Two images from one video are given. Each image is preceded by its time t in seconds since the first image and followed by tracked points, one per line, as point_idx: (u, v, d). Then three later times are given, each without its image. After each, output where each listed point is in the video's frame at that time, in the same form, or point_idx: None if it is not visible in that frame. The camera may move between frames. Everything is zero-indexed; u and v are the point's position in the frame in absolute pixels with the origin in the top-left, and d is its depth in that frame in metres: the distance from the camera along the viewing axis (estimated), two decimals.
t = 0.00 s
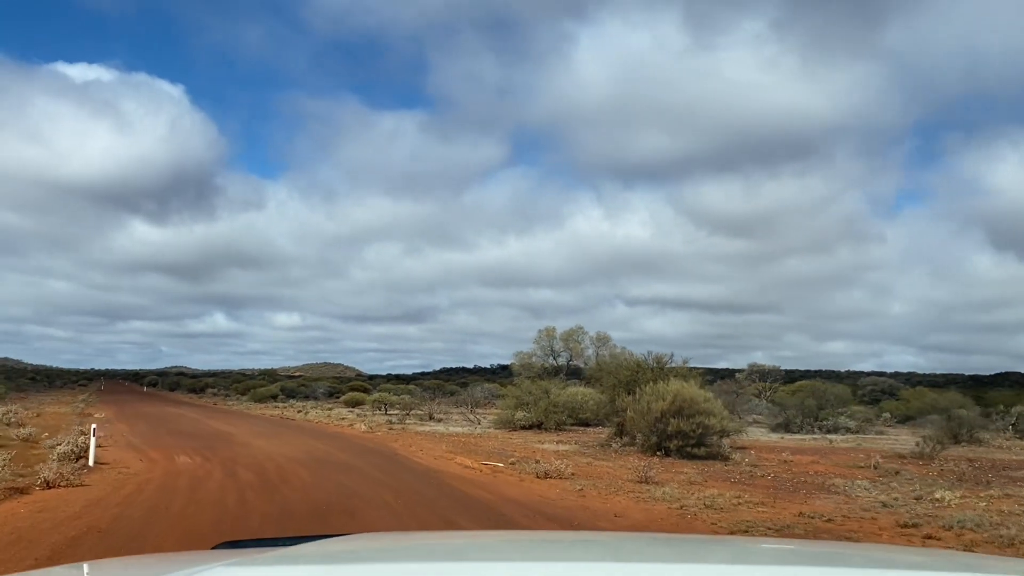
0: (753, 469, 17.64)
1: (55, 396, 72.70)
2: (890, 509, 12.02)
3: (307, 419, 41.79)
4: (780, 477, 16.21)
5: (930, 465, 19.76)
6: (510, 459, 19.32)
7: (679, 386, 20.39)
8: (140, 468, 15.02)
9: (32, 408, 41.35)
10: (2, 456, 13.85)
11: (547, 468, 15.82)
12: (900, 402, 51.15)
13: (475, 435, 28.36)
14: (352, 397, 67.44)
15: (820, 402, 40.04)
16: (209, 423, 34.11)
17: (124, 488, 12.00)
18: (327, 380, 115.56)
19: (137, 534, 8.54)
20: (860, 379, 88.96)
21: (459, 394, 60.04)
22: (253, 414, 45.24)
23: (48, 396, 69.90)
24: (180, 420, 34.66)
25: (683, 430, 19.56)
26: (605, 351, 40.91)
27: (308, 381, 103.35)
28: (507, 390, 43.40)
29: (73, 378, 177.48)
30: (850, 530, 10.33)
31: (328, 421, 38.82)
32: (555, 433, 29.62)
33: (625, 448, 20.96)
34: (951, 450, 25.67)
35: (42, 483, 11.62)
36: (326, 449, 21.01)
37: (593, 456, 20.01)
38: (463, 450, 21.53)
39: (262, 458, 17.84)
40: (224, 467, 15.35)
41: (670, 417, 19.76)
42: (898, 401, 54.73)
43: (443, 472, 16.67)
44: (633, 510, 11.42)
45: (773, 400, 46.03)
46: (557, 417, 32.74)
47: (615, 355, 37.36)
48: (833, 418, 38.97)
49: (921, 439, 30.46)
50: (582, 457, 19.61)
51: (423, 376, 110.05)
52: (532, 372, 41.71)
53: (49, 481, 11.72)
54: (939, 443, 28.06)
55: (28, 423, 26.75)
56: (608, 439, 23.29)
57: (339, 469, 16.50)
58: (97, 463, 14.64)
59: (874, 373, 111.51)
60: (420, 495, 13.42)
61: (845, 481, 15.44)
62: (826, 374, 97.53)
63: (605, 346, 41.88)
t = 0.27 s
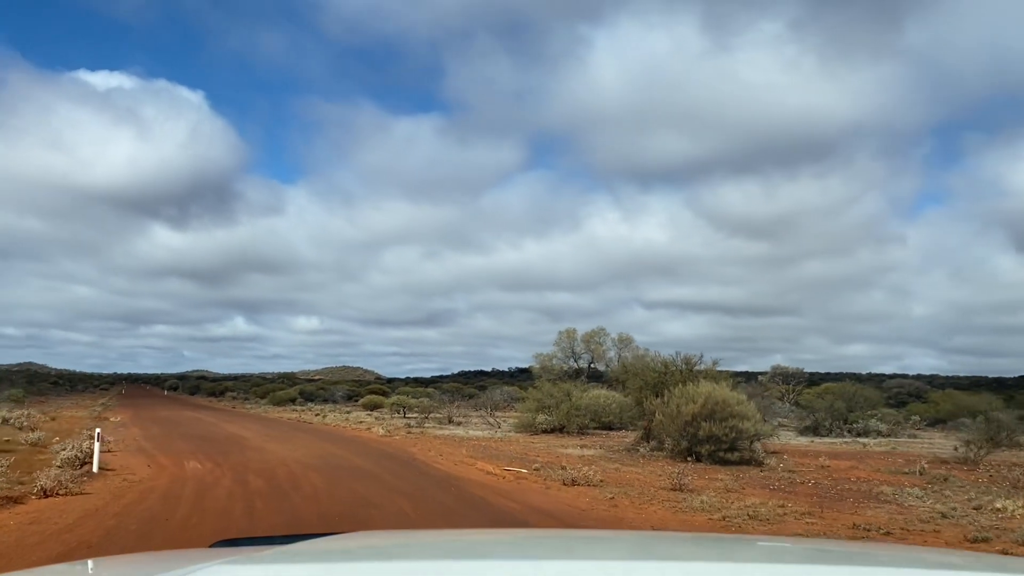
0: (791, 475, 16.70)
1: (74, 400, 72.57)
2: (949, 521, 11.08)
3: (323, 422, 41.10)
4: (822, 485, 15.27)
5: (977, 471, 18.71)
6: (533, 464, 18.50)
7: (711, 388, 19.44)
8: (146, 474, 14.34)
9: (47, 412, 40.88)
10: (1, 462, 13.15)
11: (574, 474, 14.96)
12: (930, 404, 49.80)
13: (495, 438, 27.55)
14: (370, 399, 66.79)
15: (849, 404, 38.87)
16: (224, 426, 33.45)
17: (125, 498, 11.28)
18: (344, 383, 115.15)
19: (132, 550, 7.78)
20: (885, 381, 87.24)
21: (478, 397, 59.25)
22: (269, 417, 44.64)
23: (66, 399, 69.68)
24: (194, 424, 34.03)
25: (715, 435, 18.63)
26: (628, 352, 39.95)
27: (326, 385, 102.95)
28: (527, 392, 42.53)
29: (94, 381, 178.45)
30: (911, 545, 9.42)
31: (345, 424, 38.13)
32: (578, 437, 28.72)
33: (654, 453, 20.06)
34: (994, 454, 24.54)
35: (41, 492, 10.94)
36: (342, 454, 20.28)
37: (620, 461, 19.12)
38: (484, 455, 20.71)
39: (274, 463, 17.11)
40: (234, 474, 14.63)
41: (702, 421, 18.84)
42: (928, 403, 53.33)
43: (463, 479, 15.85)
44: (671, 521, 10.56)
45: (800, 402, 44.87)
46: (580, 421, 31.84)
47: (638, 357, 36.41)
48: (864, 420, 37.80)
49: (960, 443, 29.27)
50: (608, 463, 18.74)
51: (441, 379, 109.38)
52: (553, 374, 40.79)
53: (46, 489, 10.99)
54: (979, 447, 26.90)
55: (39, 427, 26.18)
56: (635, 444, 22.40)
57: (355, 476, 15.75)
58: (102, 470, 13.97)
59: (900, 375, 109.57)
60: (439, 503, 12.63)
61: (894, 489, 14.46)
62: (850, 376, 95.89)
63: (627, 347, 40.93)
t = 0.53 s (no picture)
0: (838, 483, 15.63)
1: (94, 404, 72.44)
2: None
3: (342, 426, 40.37)
4: (874, 494, 14.21)
5: None
6: (561, 471, 17.56)
7: (747, 391, 18.40)
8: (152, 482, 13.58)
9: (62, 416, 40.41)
10: None
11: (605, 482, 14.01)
12: (963, 407, 48.22)
13: (517, 443, 26.65)
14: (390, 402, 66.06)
15: (883, 408, 37.56)
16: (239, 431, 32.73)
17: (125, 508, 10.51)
18: (363, 387, 114.69)
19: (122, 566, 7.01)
20: (913, 384, 85.36)
21: (498, 401, 58.37)
22: (287, 422, 43.88)
23: (86, 404, 69.51)
24: (210, 429, 33.37)
25: (753, 440, 17.57)
26: (653, 354, 38.88)
27: (345, 389, 102.50)
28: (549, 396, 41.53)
29: (116, 385, 179.49)
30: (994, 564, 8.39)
31: (364, 429, 37.30)
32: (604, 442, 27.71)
33: (686, 459, 19.03)
34: None
35: (35, 501, 10.19)
36: (359, 461, 19.46)
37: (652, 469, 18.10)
38: (508, 461, 19.80)
39: (288, 470, 16.33)
40: (244, 483, 13.81)
41: (739, 425, 17.80)
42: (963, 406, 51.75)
43: (486, 487, 14.92)
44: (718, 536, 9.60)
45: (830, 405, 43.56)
46: (605, 425, 30.83)
47: (665, 359, 35.27)
48: (899, 424, 36.48)
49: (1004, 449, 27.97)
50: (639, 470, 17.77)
51: (460, 383, 108.61)
52: (576, 377, 39.75)
53: (39, 500, 10.24)
54: None
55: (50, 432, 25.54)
56: (665, 449, 21.39)
57: (373, 484, 14.90)
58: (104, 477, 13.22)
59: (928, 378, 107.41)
60: (462, 514, 11.75)
61: (954, 499, 13.38)
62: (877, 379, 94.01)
63: (652, 349, 39.88)
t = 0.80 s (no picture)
0: (891, 492, 14.47)
1: (113, 408, 72.23)
2: None
3: (360, 431, 39.52)
4: (934, 504, 13.06)
5: None
6: (590, 478, 16.55)
7: (788, 394, 17.28)
8: (154, 489, 12.75)
9: (78, 420, 39.92)
10: None
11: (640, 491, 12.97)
12: (1000, 410, 46.49)
13: (541, 448, 25.63)
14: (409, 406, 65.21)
15: (921, 411, 36.13)
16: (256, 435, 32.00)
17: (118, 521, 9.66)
18: (382, 390, 114.10)
19: None
20: (944, 386, 83.26)
21: (519, 405, 57.33)
22: (305, 426, 43.16)
23: (105, 408, 69.22)
24: (225, 433, 32.62)
25: (796, 446, 16.45)
26: (680, 357, 37.74)
27: (364, 392, 101.88)
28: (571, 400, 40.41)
29: (137, 389, 180.38)
30: None
31: (382, 433, 36.41)
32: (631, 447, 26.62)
33: (723, 466, 17.92)
34: None
35: (23, 513, 9.39)
36: (377, 466, 18.57)
37: (686, 476, 17.01)
38: (533, 467, 18.79)
39: (301, 477, 15.45)
40: (252, 491, 12.93)
41: (779, 429, 16.70)
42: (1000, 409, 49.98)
43: (512, 495, 13.93)
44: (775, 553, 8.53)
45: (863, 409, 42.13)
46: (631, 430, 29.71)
47: (692, 361, 34.08)
48: (938, 429, 35.05)
49: None
50: (673, 477, 16.71)
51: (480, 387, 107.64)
52: (600, 380, 38.63)
53: (25, 512, 9.40)
54: None
55: (61, 437, 24.87)
56: (699, 455, 20.28)
57: (390, 492, 13.99)
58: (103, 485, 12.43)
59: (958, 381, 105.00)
60: (486, 525, 10.80)
61: None
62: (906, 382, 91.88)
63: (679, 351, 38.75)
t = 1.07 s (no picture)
0: (954, 501, 13.31)
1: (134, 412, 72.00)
2: None
3: (380, 434, 38.68)
4: (1007, 515, 11.90)
5: None
6: (624, 485, 15.52)
7: (837, 395, 16.10)
8: (157, 499, 11.92)
9: (94, 424, 39.34)
10: None
11: (682, 502, 11.89)
12: None
13: (568, 452, 24.59)
14: (430, 409, 64.28)
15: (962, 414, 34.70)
16: (272, 439, 31.13)
17: (112, 535, 8.80)
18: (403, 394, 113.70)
19: None
20: (976, 389, 81.29)
21: (541, 407, 56.36)
22: (323, 430, 42.34)
23: (125, 412, 68.91)
24: (242, 437, 31.83)
25: (846, 451, 15.30)
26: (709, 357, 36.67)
27: (385, 396, 101.26)
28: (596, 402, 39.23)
29: (162, 394, 182.11)
30: None
31: (402, 437, 35.45)
32: (662, 452, 25.51)
33: (766, 473, 16.73)
34: None
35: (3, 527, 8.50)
36: (397, 472, 17.64)
37: (727, 484, 15.90)
38: (562, 473, 17.78)
39: (316, 485, 14.52)
40: (261, 501, 12.01)
41: (827, 433, 15.55)
42: None
43: (541, 506, 12.91)
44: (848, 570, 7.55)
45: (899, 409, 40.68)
46: (659, 433, 28.59)
47: (722, 362, 32.92)
48: (979, 432, 33.63)
49: None
50: (713, 485, 15.64)
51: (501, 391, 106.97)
52: (625, 382, 37.50)
53: (8, 525, 8.52)
54: None
55: (71, 441, 24.12)
56: (737, 461, 19.13)
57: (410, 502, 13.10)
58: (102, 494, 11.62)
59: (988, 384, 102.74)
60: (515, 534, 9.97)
61: None
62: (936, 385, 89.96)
63: (707, 352, 37.61)
